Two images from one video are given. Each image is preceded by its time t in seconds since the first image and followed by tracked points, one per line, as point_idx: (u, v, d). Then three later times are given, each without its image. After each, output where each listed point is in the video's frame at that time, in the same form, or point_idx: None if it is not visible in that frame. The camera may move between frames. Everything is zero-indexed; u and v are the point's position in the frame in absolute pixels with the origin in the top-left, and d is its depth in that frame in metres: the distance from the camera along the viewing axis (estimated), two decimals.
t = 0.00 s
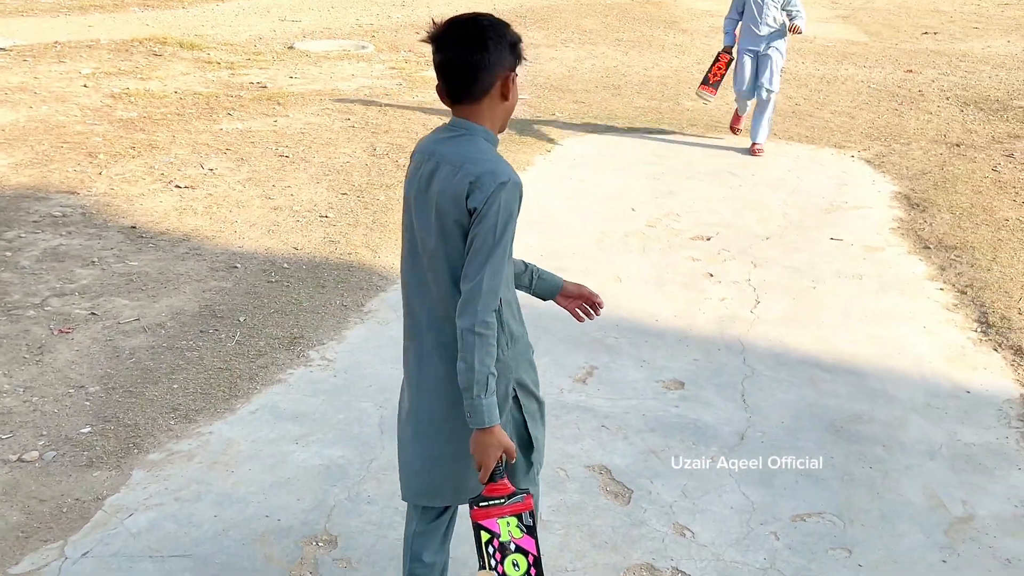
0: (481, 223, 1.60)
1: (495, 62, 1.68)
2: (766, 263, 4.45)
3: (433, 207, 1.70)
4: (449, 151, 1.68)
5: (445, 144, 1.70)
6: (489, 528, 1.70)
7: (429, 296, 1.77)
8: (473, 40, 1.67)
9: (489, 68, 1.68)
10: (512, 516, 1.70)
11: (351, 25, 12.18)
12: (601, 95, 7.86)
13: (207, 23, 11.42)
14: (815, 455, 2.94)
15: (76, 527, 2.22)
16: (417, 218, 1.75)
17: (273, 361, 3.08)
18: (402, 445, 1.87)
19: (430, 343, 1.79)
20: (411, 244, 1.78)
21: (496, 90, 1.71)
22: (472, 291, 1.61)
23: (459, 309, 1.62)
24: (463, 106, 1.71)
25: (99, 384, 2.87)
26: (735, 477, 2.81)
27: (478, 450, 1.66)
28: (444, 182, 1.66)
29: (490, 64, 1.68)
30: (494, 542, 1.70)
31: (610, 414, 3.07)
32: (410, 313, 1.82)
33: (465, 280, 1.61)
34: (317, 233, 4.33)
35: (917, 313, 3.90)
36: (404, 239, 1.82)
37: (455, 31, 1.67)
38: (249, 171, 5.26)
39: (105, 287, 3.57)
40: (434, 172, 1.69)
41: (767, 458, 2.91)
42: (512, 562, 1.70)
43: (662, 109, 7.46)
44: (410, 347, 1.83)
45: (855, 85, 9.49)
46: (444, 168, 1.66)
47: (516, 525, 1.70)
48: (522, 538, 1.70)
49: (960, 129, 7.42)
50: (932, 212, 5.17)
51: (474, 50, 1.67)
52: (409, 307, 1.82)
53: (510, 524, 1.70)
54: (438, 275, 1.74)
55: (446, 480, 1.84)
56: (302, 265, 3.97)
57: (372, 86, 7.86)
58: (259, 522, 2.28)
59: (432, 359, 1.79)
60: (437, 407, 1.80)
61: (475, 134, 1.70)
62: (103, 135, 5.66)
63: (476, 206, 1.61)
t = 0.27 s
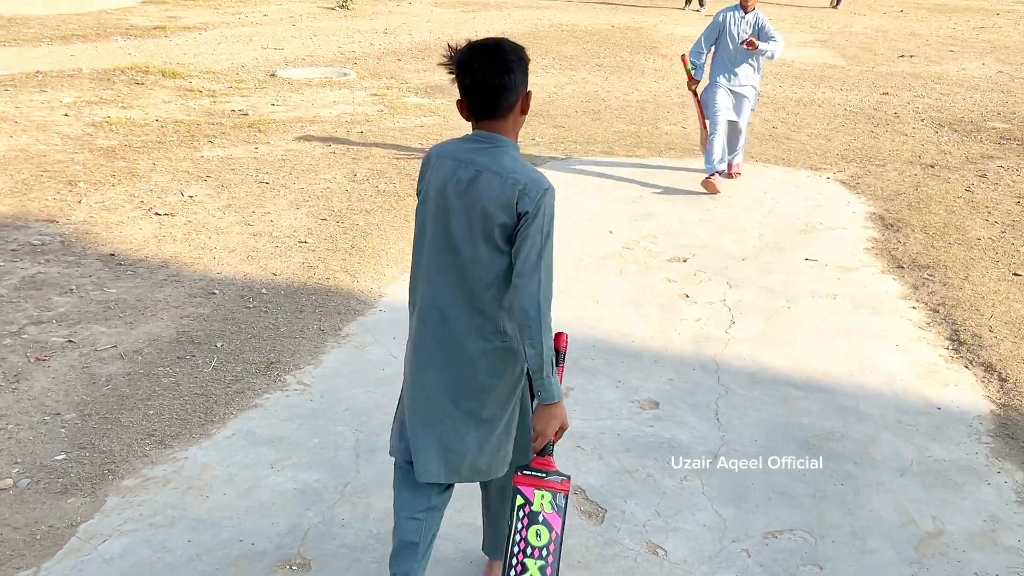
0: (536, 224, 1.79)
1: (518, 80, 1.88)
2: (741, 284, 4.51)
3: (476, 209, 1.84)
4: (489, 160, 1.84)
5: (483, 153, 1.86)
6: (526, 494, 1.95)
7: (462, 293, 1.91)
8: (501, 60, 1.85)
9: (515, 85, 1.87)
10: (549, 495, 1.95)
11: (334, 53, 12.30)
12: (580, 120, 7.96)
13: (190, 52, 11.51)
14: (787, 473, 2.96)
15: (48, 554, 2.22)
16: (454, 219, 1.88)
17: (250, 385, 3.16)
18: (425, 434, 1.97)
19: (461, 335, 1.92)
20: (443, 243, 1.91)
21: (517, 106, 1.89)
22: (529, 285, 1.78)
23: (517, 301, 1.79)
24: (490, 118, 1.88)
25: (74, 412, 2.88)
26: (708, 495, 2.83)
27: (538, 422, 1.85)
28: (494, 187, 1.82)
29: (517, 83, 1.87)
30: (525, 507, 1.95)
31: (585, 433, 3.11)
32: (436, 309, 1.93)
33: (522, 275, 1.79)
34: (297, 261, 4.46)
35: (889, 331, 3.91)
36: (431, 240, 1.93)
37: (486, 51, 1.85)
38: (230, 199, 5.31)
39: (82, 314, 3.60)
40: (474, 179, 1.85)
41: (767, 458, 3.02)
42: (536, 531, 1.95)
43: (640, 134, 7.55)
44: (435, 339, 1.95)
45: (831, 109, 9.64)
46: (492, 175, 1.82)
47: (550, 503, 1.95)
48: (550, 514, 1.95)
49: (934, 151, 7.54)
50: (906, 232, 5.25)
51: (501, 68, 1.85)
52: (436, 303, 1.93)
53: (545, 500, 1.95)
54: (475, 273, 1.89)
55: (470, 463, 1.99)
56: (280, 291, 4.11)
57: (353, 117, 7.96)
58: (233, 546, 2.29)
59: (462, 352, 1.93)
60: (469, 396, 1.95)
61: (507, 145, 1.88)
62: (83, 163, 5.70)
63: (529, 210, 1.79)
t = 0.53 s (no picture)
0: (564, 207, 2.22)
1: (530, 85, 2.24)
2: (723, 307, 4.54)
3: (510, 204, 2.24)
4: (512, 159, 2.24)
5: (505, 155, 2.25)
6: (562, 401, 2.34)
7: (501, 275, 2.30)
8: (515, 66, 2.21)
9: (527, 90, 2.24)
10: (579, 399, 2.35)
11: (319, 82, 12.43)
12: (563, 146, 8.06)
13: (175, 82, 11.61)
14: (769, 495, 2.96)
15: None
16: (489, 215, 2.26)
17: (232, 416, 3.35)
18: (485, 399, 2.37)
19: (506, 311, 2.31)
20: (478, 237, 2.28)
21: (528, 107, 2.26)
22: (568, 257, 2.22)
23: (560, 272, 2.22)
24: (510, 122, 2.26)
25: (56, 443, 3.05)
26: (691, 517, 2.84)
27: (569, 341, 2.29)
28: (523, 184, 2.22)
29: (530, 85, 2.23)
30: (563, 412, 2.33)
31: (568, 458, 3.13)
32: (480, 293, 2.31)
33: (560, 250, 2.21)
34: (280, 288, 4.68)
35: (870, 353, 3.93)
36: (467, 235, 2.30)
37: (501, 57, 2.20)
38: (214, 232, 5.40)
39: (64, 345, 3.80)
40: (504, 178, 2.23)
41: (751, 481, 3.03)
42: (571, 431, 2.34)
43: (622, 158, 7.64)
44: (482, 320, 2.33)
45: (812, 132, 9.78)
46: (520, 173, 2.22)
47: (580, 405, 2.34)
48: (581, 414, 2.34)
49: (913, 173, 7.64)
50: (885, 254, 5.31)
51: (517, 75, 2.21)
52: (480, 288, 2.31)
53: (577, 404, 2.34)
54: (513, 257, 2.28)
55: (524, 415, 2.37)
56: (262, 318, 4.33)
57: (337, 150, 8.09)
58: None
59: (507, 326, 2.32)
60: (517, 361, 2.33)
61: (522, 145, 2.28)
62: (66, 194, 5.76)
63: (557, 197, 2.21)
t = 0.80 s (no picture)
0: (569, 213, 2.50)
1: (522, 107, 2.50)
2: (705, 332, 4.57)
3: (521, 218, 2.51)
4: (516, 177, 2.50)
5: (509, 174, 2.51)
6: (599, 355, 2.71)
7: (518, 282, 2.57)
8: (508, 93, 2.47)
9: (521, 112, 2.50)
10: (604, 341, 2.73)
11: (302, 111, 12.51)
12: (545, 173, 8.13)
13: (157, 112, 11.68)
14: (753, 522, 2.95)
15: None
16: (504, 231, 2.52)
17: (211, 448, 3.34)
18: (516, 395, 2.62)
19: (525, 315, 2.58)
20: (495, 250, 2.54)
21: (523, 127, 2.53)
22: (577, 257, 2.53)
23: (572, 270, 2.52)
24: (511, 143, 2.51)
25: (34, 479, 3.07)
26: (675, 545, 2.83)
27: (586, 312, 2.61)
28: (529, 198, 2.49)
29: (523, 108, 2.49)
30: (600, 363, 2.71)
31: (552, 486, 3.12)
32: (501, 299, 2.58)
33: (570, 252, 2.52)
34: (263, 318, 4.79)
35: (851, 377, 3.95)
36: (485, 251, 2.56)
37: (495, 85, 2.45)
38: (195, 264, 5.48)
39: (42, 379, 3.83)
40: (511, 195, 2.50)
41: (735, 507, 3.02)
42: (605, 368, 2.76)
43: (603, 184, 7.71)
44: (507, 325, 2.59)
45: (790, 157, 9.90)
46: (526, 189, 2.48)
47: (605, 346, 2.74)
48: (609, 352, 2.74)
49: (891, 196, 7.74)
50: (865, 277, 5.36)
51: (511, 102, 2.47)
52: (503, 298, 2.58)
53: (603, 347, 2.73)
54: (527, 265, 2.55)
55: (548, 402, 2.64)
56: (243, 350, 4.36)
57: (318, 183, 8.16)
58: None
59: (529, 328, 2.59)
60: (540, 355, 2.60)
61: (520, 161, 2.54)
62: (45, 226, 5.79)
63: (559, 206, 2.49)
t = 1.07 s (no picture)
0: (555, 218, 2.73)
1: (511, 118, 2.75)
2: (681, 356, 4.56)
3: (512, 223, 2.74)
4: (507, 184, 2.74)
5: (501, 184, 2.74)
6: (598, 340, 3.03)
7: (512, 283, 2.77)
8: (502, 103, 2.71)
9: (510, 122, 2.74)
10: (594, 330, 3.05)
11: (276, 139, 12.49)
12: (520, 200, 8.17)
13: (129, 142, 11.61)
14: (733, 549, 2.92)
15: None
16: (497, 236, 2.75)
17: (181, 485, 3.27)
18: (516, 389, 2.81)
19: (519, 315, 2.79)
20: (491, 254, 2.76)
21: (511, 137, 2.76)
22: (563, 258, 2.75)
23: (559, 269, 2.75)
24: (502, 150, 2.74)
25: None
26: None
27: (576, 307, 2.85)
28: (520, 205, 2.72)
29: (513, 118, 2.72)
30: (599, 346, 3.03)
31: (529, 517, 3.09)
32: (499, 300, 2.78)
33: (557, 253, 2.74)
34: (235, 348, 4.74)
35: (828, 400, 3.95)
36: (481, 257, 2.78)
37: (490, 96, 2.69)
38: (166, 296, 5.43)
39: (9, 417, 3.77)
40: (503, 201, 2.73)
41: (713, 535, 2.99)
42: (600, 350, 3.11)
43: (579, 209, 7.74)
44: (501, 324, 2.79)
45: (764, 180, 9.98)
46: (516, 197, 2.71)
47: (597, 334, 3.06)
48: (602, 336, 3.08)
49: (864, 218, 7.82)
50: (840, 299, 5.39)
51: (504, 111, 2.71)
52: (500, 299, 2.78)
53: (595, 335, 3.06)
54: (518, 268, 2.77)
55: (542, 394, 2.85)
56: (214, 384, 4.29)
57: (293, 215, 8.15)
58: None
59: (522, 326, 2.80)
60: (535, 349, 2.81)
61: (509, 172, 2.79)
62: (14, 259, 5.77)
63: (547, 212, 2.72)
